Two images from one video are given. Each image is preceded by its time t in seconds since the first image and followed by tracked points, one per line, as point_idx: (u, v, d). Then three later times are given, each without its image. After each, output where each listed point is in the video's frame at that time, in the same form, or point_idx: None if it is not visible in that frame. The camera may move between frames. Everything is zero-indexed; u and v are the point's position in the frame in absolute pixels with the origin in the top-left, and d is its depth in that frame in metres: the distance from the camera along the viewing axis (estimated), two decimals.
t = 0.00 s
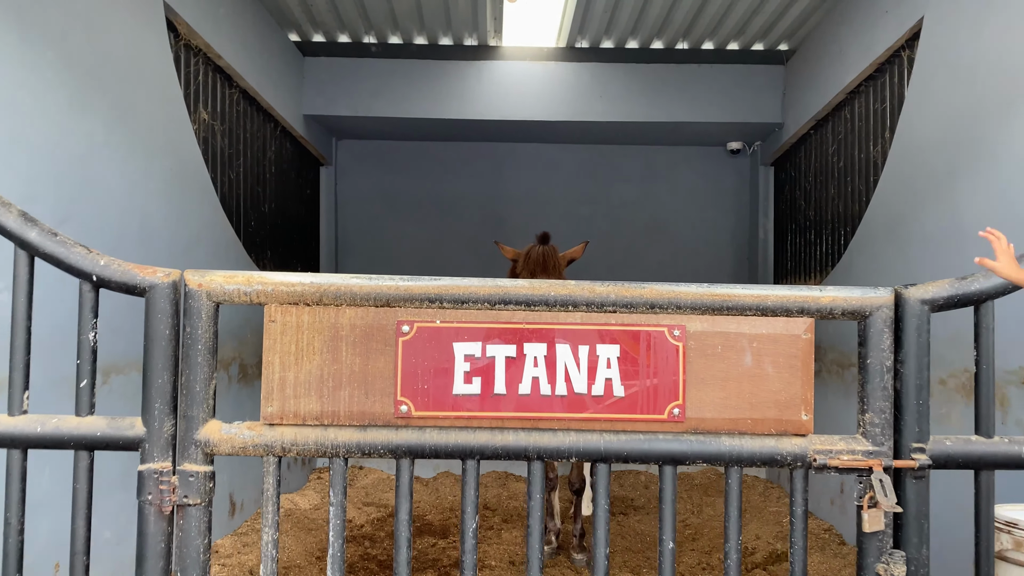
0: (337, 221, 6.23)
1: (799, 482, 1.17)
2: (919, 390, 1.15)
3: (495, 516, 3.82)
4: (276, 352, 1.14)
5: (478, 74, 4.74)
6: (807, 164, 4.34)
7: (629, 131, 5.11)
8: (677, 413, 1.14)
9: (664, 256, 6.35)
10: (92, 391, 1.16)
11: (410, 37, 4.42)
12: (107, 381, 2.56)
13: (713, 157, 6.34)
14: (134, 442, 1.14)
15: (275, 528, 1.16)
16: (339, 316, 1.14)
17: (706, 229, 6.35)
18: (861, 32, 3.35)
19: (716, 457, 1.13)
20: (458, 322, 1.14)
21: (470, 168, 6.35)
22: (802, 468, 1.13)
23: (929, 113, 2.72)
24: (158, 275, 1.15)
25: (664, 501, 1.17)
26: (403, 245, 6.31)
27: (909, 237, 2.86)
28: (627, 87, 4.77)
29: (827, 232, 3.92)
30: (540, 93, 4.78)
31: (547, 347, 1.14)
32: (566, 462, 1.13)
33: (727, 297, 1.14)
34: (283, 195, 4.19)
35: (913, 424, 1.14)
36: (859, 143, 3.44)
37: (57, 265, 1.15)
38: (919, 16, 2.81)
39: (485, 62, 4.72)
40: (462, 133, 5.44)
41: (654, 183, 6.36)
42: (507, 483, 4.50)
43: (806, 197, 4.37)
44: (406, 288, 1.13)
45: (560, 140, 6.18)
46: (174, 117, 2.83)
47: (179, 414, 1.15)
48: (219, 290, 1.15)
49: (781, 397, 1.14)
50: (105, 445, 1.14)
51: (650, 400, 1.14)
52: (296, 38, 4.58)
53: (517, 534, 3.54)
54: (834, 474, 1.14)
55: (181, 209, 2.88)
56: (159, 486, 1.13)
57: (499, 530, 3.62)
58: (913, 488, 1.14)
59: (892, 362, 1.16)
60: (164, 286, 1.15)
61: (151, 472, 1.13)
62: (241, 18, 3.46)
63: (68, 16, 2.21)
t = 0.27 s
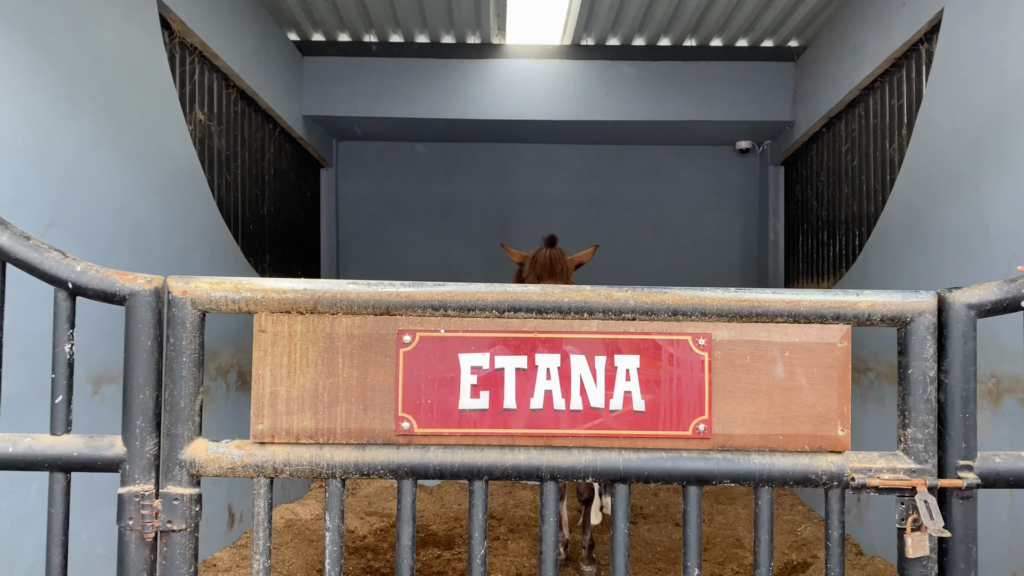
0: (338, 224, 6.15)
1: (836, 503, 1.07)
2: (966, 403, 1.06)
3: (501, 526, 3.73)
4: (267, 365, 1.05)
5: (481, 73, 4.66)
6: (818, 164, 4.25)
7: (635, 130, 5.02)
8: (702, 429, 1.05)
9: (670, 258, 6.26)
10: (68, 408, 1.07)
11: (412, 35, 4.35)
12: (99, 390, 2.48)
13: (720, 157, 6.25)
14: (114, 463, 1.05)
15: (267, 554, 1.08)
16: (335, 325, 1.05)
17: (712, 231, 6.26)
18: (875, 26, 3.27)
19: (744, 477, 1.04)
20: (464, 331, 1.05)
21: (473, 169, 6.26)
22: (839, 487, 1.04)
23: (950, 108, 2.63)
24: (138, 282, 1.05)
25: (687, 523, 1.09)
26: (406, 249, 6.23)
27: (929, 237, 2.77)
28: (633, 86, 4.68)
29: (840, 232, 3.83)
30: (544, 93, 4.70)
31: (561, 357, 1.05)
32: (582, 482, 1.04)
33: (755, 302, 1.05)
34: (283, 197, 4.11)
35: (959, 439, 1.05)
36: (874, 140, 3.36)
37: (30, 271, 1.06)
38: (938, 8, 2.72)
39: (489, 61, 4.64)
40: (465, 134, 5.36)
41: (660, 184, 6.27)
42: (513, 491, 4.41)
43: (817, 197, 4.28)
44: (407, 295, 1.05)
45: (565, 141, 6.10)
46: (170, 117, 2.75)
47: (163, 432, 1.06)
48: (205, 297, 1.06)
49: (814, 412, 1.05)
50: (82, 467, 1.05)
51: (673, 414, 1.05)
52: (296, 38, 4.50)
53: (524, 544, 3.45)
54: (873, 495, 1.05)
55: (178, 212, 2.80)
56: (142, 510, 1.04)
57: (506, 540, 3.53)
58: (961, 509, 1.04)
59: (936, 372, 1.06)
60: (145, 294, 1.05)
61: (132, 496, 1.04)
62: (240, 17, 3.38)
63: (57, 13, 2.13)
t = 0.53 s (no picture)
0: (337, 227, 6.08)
1: (857, 522, 0.99)
2: (998, 414, 0.97)
3: (502, 534, 3.65)
4: (241, 376, 0.98)
5: (481, 72, 4.59)
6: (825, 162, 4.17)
7: (637, 129, 4.94)
8: (713, 444, 0.97)
9: (674, 259, 6.17)
10: (27, 423, 0.99)
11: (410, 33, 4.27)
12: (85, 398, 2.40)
13: (725, 156, 6.16)
14: (76, 482, 0.97)
15: None
16: (314, 333, 0.97)
17: (717, 231, 6.18)
18: (883, 20, 3.19)
19: (759, 495, 0.96)
20: (454, 338, 0.97)
21: (474, 170, 6.19)
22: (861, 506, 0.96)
23: (963, 102, 2.55)
24: (102, 287, 0.97)
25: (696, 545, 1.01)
26: (406, 251, 6.15)
27: (941, 236, 2.68)
28: (635, 84, 4.60)
29: (848, 232, 3.75)
30: (545, 91, 4.62)
31: (559, 366, 0.97)
32: (582, 501, 0.96)
33: (769, 307, 0.97)
34: (279, 199, 4.04)
35: (991, 453, 0.97)
36: (883, 137, 3.28)
37: None
38: None
39: (488, 59, 4.57)
40: (465, 134, 5.29)
41: (663, 183, 6.19)
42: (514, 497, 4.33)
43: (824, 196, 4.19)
44: (392, 300, 0.97)
45: (567, 141, 6.02)
46: (159, 116, 2.67)
47: (130, 449, 0.99)
48: (174, 303, 0.98)
49: (834, 424, 0.97)
50: (43, 486, 0.97)
51: (681, 427, 0.97)
52: (292, 37, 4.44)
53: (526, 552, 3.36)
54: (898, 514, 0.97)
55: (167, 214, 2.72)
56: (107, 533, 0.96)
57: (507, 548, 3.45)
58: (993, 529, 0.96)
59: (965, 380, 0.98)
60: (111, 299, 0.97)
61: (96, 518, 0.96)
62: (233, 14, 3.31)
63: (37, 8, 2.05)
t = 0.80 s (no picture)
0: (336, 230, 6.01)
1: (874, 550, 0.91)
2: None
3: (502, 544, 3.56)
4: (201, 393, 0.90)
5: (480, 71, 4.52)
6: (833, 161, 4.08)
7: (640, 129, 4.86)
8: (716, 466, 0.89)
9: (678, 261, 6.08)
10: None
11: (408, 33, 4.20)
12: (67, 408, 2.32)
13: (729, 156, 6.08)
14: (22, 509, 0.89)
15: None
16: (280, 346, 0.89)
17: (721, 232, 6.09)
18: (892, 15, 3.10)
19: (766, 522, 0.88)
20: (432, 351, 0.89)
21: (474, 171, 6.11)
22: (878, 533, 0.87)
23: (976, 98, 2.46)
24: (50, 296, 0.89)
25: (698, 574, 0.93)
26: (406, 254, 6.08)
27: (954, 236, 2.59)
28: (637, 83, 4.52)
29: (857, 232, 3.66)
30: (546, 91, 4.54)
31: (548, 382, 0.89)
32: (573, 529, 0.88)
33: (777, 315, 0.89)
34: (275, 201, 3.97)
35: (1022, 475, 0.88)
36: (893, 135, 3.19)
37: None
38: None
39: (488, 59, 4.49)
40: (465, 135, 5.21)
41: (667, 184, 6.11)
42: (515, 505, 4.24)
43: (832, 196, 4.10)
44: (365, 310, 0.89)
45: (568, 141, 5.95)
46: (145, 116, 2.60)
47: (81, 473, 0.91)
48: (128, 314, 0.90)
49: (848, 443, 0.89)
50: None
51: (681, 448, 0.89)
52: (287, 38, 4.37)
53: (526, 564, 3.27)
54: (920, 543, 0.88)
55: (155, 216, 2.65)
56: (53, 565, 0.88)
57: (507, 559, 3.35)
58: None
59: (992, 395, 0.89)
60: (60, 310, 0.89)
61: (42, 548, 0.88)
62: (225, 13, 3.24)
63: (18, 5, 1.98)
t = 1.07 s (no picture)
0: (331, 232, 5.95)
1: None
2: None
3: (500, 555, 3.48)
4: (161, 416, 0.83)
5: (479, 72, 4.46)
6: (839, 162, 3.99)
7: (640, 130, 4.79)
8: (718, 494, 0.82)
9: (681, 263, 6.00)
10: None
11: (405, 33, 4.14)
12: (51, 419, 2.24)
13: (732, 157, 6.01)
14: None
15: None
16: (246, 365, 0.83)
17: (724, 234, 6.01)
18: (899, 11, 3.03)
19: (772, 553, 0.81)
20: (410, 369, 0.82)
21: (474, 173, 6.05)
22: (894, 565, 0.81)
23: (989, 95, 2.38)
24: None
25: None
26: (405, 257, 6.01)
27: (965, 238, 2.51)
28: (637, 83, 4.46)
29: (863, 234, 3.58)
30: (546, 91, 4.48)
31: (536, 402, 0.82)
32: (563, 562, 0.81)
33: (784, 329, 0.82)
34: (270, 204, 3.91)
35: None
36: (901, 135, 3.11)
37: None
38: None
39: (487, 59, 4.43)
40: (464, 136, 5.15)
41: (669, 186, 6.04)
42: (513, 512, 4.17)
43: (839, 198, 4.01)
44: (337, 324, 0.82)
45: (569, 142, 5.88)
46: (132, 117, 2.53)
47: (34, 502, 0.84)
48: (82, 331, 0.83)
49: (862, 469, 0.82)
50: None
51: (680, 472, 0.82)
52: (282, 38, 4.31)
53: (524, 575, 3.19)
54: None
55: (143, 221, 2.58)
56: None
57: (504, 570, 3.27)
58: None
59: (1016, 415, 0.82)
60: (9, 326, 0.82)
61: None
62: (217, 13, 3.18)
63: None
